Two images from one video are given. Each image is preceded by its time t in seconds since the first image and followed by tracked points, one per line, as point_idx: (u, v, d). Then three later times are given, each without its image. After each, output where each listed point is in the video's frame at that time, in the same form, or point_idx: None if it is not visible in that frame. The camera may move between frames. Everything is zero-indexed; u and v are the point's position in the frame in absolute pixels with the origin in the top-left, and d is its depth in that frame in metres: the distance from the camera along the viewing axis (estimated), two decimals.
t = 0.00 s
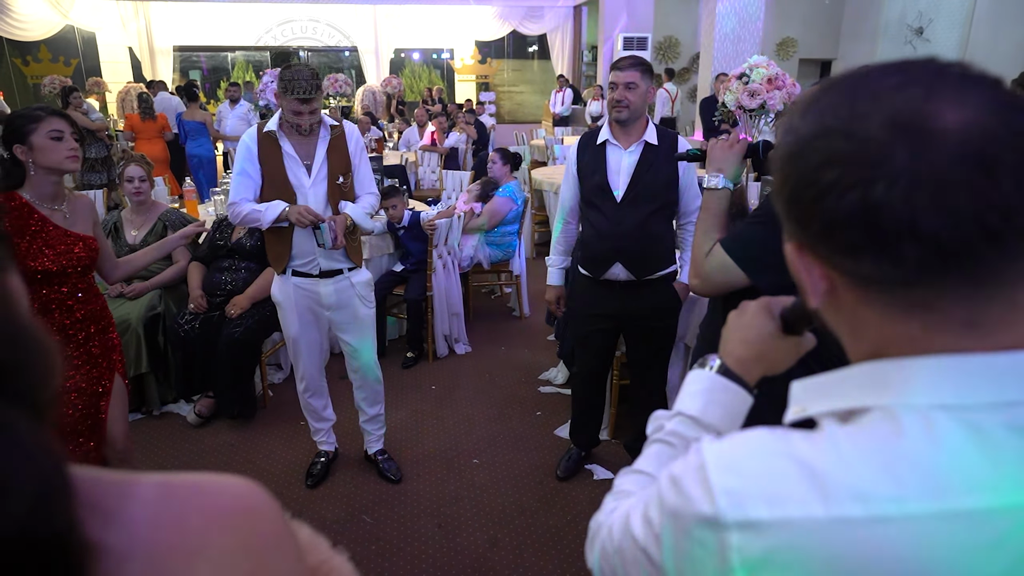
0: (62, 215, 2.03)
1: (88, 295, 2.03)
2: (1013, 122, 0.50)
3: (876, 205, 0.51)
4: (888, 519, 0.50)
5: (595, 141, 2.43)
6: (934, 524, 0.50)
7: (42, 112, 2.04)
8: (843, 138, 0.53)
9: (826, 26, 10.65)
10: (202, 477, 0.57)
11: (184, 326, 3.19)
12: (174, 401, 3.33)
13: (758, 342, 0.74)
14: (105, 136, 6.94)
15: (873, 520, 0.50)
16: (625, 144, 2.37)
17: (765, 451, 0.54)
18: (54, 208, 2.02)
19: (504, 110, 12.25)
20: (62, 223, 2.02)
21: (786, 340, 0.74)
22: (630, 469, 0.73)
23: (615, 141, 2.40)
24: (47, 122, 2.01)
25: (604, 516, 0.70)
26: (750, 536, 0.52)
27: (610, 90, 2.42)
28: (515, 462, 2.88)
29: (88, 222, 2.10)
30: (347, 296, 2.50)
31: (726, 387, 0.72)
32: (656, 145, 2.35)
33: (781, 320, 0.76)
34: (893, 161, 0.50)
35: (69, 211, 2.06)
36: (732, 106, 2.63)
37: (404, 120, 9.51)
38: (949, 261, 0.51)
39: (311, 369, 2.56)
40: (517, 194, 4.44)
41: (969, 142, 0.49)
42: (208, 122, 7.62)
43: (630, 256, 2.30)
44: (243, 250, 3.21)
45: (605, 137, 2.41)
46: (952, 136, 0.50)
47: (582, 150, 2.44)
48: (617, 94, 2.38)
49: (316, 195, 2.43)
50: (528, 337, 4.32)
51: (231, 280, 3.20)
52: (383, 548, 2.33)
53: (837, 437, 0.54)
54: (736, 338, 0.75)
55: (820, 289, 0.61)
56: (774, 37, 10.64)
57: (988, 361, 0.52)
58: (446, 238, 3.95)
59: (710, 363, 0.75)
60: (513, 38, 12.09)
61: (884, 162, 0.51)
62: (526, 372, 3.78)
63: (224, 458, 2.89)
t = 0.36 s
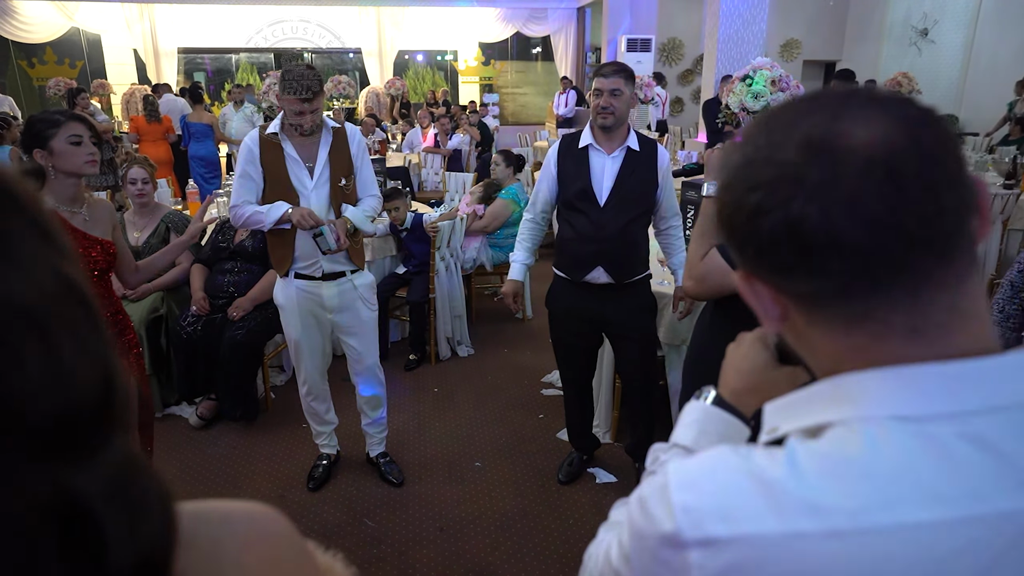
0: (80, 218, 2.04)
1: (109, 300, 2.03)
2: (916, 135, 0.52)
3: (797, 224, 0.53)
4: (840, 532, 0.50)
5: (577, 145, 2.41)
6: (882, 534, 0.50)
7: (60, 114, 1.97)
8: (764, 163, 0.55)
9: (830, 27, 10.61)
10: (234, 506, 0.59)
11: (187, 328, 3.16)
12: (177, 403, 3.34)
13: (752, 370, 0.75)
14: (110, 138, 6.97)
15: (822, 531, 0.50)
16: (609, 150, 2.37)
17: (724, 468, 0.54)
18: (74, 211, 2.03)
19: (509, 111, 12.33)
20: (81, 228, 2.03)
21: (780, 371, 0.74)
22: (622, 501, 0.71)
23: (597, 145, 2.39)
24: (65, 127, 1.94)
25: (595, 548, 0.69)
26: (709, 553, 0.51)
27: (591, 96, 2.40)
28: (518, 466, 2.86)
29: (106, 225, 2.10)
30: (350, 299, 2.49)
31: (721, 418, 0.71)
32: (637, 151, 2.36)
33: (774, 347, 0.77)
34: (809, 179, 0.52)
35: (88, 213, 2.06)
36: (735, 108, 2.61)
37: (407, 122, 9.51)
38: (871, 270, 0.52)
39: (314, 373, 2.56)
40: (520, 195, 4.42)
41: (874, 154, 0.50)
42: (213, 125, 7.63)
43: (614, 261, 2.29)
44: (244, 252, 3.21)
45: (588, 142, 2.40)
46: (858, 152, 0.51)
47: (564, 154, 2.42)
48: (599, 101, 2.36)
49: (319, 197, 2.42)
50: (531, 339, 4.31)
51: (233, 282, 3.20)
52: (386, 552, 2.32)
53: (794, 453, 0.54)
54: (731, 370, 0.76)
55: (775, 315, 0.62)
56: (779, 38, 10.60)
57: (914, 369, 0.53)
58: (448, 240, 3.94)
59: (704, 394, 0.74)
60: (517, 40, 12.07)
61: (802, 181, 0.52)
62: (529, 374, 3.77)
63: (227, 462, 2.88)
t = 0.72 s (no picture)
0: (77, 216, 2.01)
1: (101, 300, 2.01)
2: (837, 153, 0.49)
3: (727, 246, 0.50)
4: (791, 547, 0.46)
5: (564, 145, 2.40)
6: (834, 549, 0.46)
7: (56, 112, 1.94)
8: (695, 190, 0.52)
9: (829, 30, 10.64)
10: None
11: (183, 331, 3.18)
12: (173, 406, 3.32)
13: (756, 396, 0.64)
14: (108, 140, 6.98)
15: (771, 547, 0.46)
16: (596, 149, 2.36)
17: (679, 483, 0.49)
18: (69, 209, 1.98)
19: (509, 113, 12.36)
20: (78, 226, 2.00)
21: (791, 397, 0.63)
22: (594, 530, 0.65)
23: (584, 144, 2.38)
24: (60, 127, 1.91)
25: None
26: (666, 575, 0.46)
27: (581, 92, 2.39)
28: (515, 469, 2.85)
29: (103, 223, 2.10)
30: (344, 302, 2.48)
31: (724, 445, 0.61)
32: (623, 151, 2.36)
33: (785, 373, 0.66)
34: (736, 206, 0.49)
35: (83, 212, 2.03)
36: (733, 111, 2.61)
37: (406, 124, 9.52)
38: (799, 289, 0.49)
39: (309, 377, 2.55)
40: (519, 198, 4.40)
41: (794, 177, 0.48)
42: (217, 125, 7.64)
43: (607, 261, 2.29)
44: (240, 256, 3.23)
45: (575, 141, 2.39)
46: (778, 174, 0.48)
47: (549, 153, 2.41)
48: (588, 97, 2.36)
49: (313, 199, 2.42)
50: (528, 342, 4.30)
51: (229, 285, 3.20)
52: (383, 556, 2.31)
53: (748, 465, 0.49)
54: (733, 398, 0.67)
55: (725, 332, 0.58)
56: (778, 40, 10.60)
57: (855, 376, 0.50)
58: (446, 243, 3.93)
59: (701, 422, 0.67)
60: (516, 42, 12.07)
61: (731, 207, 0.49)
62: (526, 377, 3.76)
63: (224, 465, 2.87)
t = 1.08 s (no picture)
0: (62, 224, 2.00)
1: (94, 308, 2.00)
2: (804, 162, 0.50)
3: (697, 253, 0.51)
4: (766, 550, 0.46)
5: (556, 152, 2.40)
6: (807, 550, 0.46)
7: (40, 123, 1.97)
8: (669, 203, 0.53)
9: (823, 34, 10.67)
10: None
11: (178, 335, 3.15)
12: (168, 411, 3.32)
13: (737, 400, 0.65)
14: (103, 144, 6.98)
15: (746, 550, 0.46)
16: (587, 156, 2.37)
17: (659, 490, 0.50)
18: (54, 216, 1.98)
19: (505, 116, 12.38)
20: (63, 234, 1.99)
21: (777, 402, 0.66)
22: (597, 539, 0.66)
23: (576, 151, 2.38)
24: (44, 137, 1.93)
25: None
26: None
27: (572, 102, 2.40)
28: (511, 473, 2.85)
29: (88, 234, 2.08)
30: (338, 307, 2.47)
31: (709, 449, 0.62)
32: (615, 157, 2.36)
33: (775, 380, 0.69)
34: (706, 215, 0.50)
35: (68, 220, 2.03)
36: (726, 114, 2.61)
37: (402, 127, 9.53)
38: (768, 298, 0.50)
39: (304, 382, 2.55)
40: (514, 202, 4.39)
41: (760, 186, 0.49)
42: (219, 128, 7.65)
43: (599, 264, 2.30)
44: (236, 259, 3.21)
45: (566, 148, 2.38)
46: (742, 183, 0.49)
47: (543, 160, 2.41)
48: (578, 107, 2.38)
49: (305, 204, 2.42)
50: (524, 345, 4.30)
51: (224, 289, 3.19)
52: (379, 560, 2.31)
53: (727, 471, 0.50)
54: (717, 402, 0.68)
55: (701, 341, 0.58)
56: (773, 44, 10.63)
57: (829, 384, 0.50)
58: (441, 246, 3.93)
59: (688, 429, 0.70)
60: (512, 45, 12.05)
61: (702, 216, 0.50)
62: (522, 381, 3.76)
63: (220, 470, 2.87)
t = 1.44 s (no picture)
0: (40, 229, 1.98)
1: (78, 309, 1.98)
2: (795, 171, 0.51)
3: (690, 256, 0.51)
4: (763, 550, 0.46)
5: (565, 157, 2.43)
6: (803, 547, 0.46)
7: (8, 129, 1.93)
8: (664, 209, 0.53)
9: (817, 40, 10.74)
10: None
11: (172, 342, 3.14)
12: (162, 418, 3.30)
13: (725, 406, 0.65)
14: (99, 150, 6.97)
15: (743, 549, 0.46)
16: (594, 160, 2.39)
17: (655, 493, 0.50)
18: (32, 221, 1.96)
19: (500, 122, 12.41)
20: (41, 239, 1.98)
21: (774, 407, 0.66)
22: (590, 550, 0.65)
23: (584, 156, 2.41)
24: (16, 144, 1.91)
25: None
26: None
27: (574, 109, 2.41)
28: (506, 480, 2.85)
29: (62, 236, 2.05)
30: (333, 314, 2.47)
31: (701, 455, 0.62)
32: (622, 160, 2.36)
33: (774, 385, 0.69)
34: (700, 219, 0.50)
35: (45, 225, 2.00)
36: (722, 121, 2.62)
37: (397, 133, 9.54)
38: (760, 300, 0.50)
39: (298, 389, 2.54)
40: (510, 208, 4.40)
41: (751, 191, 0.49)
42: (214, 133, 7.62)
43: (601, 268, 2.29)
44: (230, 266, 3.20)
45: (574, 153, 2.42)
46: (737, 187, 0.50)
47: (553, 165, 2.44)
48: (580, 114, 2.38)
49: (299, 210, 2.41)
50: (520, 352, 4.30)
51: (219, 296, 3.19)
52: (375, 568, 2.30)
53: (722, 472, 0.50)
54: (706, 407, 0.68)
55: (696, 347, 0.58)
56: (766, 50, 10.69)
57: (822, 384, 0.50)
58: (437, 252, 3.93)
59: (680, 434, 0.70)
60: (507, 52, 12.05)
61: (693, 221, 0.51)
62: (518, 387, 3.76)
63: (214, 478, 2.85)
